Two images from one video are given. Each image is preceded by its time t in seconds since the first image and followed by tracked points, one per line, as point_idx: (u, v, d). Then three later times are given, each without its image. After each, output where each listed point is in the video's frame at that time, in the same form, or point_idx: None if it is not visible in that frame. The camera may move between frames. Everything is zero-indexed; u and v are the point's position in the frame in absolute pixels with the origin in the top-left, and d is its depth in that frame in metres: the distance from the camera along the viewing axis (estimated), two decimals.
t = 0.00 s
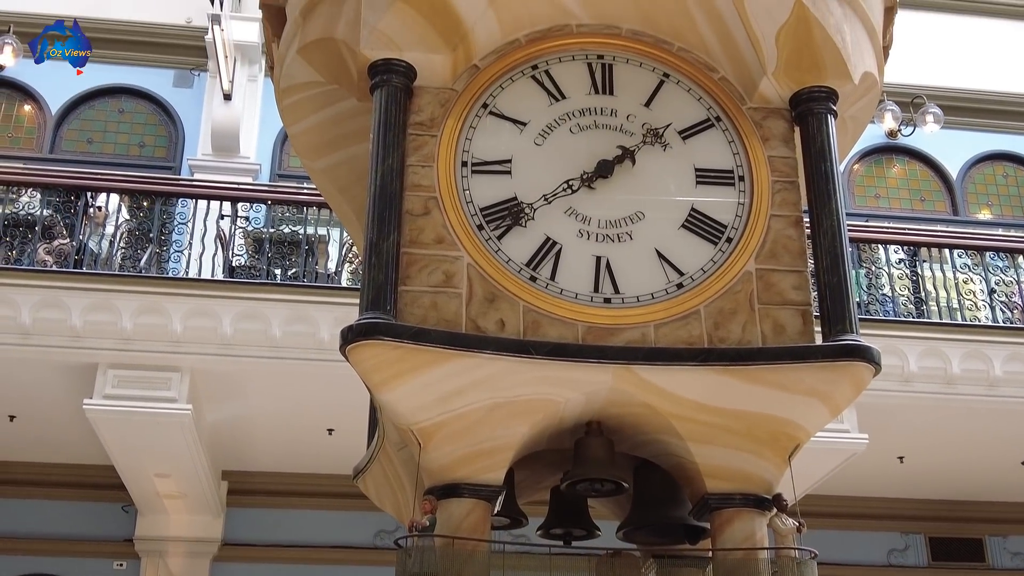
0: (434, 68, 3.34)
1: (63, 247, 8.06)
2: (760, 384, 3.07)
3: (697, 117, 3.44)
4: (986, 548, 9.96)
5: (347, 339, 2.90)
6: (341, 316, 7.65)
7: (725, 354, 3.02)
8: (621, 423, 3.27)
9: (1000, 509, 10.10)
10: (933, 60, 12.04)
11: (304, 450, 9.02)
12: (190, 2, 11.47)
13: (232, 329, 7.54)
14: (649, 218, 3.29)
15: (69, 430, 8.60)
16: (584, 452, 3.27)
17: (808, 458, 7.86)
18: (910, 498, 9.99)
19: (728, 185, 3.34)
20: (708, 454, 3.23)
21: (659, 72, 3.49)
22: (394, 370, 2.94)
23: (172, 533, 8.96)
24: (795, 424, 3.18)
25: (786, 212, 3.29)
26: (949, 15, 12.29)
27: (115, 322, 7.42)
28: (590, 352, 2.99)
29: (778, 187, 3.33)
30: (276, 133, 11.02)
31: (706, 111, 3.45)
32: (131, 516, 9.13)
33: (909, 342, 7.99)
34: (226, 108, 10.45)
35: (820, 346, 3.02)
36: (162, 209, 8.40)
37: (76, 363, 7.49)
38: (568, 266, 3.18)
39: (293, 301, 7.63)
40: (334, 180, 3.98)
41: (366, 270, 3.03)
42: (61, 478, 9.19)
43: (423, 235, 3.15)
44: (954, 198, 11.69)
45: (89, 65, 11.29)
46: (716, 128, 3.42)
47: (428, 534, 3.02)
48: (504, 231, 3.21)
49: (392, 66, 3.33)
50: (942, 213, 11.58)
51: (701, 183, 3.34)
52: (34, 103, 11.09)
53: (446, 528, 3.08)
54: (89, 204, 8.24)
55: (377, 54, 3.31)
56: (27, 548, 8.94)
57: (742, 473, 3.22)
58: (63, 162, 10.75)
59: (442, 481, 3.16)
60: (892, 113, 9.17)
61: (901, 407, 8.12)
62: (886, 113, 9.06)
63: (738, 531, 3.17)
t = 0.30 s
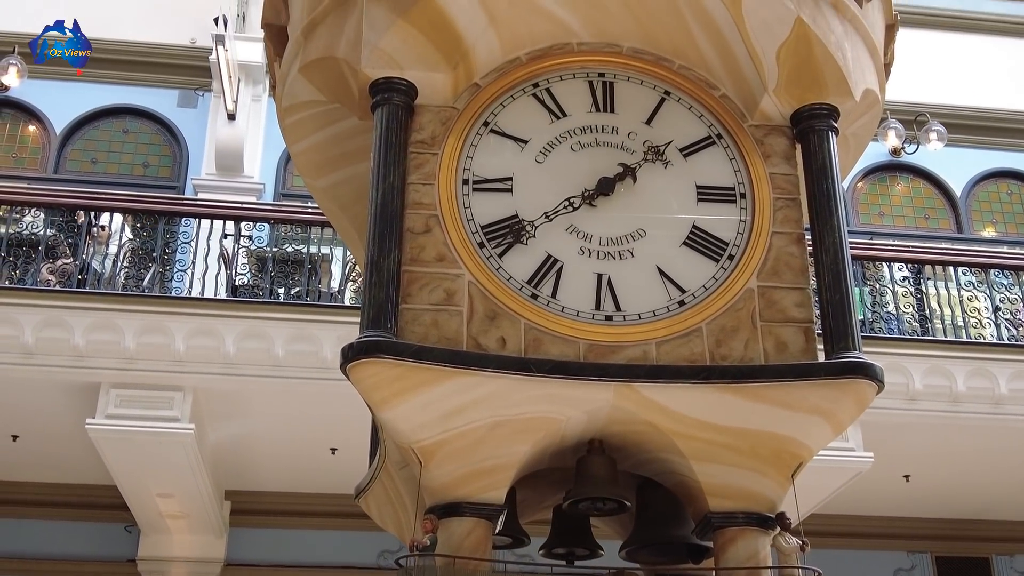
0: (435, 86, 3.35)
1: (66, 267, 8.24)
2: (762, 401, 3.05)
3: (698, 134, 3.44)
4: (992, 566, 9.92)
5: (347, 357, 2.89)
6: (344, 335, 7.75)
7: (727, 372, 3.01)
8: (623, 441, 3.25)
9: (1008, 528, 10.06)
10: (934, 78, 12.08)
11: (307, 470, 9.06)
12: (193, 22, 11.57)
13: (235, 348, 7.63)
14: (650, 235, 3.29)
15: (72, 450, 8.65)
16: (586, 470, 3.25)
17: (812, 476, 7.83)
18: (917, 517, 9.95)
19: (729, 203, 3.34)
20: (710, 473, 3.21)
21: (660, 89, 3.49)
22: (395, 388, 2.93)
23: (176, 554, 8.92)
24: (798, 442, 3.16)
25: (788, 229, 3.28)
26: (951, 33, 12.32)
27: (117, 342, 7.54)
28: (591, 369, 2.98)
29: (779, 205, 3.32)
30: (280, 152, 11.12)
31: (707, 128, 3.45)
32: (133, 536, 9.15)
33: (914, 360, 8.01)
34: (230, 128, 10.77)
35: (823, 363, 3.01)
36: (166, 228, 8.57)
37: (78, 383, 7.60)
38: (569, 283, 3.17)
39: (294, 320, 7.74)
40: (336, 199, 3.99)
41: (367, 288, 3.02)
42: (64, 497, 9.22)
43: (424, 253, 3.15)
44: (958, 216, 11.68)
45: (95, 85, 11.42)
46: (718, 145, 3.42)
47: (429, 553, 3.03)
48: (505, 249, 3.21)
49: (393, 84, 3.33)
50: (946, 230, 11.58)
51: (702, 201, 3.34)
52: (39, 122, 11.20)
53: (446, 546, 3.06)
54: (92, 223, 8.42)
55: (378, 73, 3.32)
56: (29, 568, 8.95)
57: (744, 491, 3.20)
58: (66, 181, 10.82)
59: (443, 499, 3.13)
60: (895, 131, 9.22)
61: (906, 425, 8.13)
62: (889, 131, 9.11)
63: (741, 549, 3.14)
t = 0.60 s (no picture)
0: (439, 101, 3.35)
1: (71, 283, 8.47)
2: (768, 416, 3.03)
3: (702, 148, 3.43)
4: None
5: (350, 372, 2.87)
6: (349, 350, 7.95)
7: (732, 386, 2.99)
8: (627, 455, 3.24)
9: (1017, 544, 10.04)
10: (939, 93, 12.10)
11: (311, 487, 9.17)
12: (200, 41, 11.77)
13: (239, 364, 7.83)
14: (654, 249, 3.28)
15: (78, 465, 8.79)
16: (591, 486, 3.23)
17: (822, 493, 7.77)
18: (925, 534, 9.92)
19: (733, 217, 3.33)
20: (716, 488, 3.19)
21: (663, 103, 3.49)
22: (398, 403, 2.91)
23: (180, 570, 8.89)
24: (804, 457, 3.14)
25: (793, 243, 3.27)
26: (954, 48, 12.36)
27: (123, 358, 7.70)
28: (595, 384, 2.96)
29: (783, 218, 3.31)
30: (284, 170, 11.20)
31: (710, 142, 3.44)
32: (138, 554, 9.29)
33: (922, 375, 8.04)
34: (235, 144, 10.79)
35: (827, 376, 2.99)
36: (171, 246, 8.81)
37: (83, 400, 7.76)
38: (573, 298, 3.16)
39: (300, 337, 7.93)
40: (340, 214, 3.99)
41: (370, 303, 3.01)
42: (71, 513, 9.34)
43: (427, 267, 3.14)
44: (965, 230, 11.66)
45: (103, 103, 11.57)
46: (721, 159, 3.42)
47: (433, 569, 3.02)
48: (508, 263, 3.20)
49: (395, 99, 3.33)
50: (953, 245, 11.57)
51: (706, 215, 3.33)
52: (45, 141, 11.32)
53: (450, 563, 3.06)
54: (98, 240, 8.70)
55: (381, 87, 3.32)
56: None
57: (750, 507, 3.18)
58: (73, 199, 10.95)
59: (447, 515, 3.12)
60: (899, 146, 9.26)
61: (913, 440, 8.14)
62: (895, 146, 9.13)
63: (747, 565, 3.12)
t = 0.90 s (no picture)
0: (446, 109, 3.34)
1: (77, 295, 8.63)
2: (778, 425, 3.00)
3: (710, 155, 3.41)
4: None
5: (357, 381, 2.85)
6: (355, 360, 8.13)
7: (741, 395, 2.95)
8: (636, 465, 3.21)
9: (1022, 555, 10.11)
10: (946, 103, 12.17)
11: (319, 498, 9.37)
12: (206, 53, 11.79)
13: (245, 375, 7.99)
14: (662, 257, 3.26)
15: (84, 474, 9.00)
16: (600, 496, 3.20)
17: (831, 504, 7.76)
18: (931, 546, 9.98)
19: (742, 224, 3.30)
20: (726, 498, 3.16)
21: (670, 111, 3.47)
22: (405, 412, 2.89)
23: None
24: (815, 466, 3.10)
25: (802, 251, 3.24)
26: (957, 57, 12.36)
27: (128, 369, 7.90)
28: (604, 393, 2.94)
29: (793, 226, 3.28)
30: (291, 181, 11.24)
31: (719, 149, 3.42)
32: (145, 566, 9.56)
33: (930, 385, 8.09)
34: (242, 156, 10.93)
35: (838, 386, 2.96)
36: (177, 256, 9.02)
37: (90, 411, 7.98)
38: (581, 306, 3.14)
39: (306, 347, 8.09)
40: (346, 223, 3.97)
41: (376, 312, 2.99)
42: (83, 522, 9.66)
43: (434, 276, 3.12)
44: (974, 240, 11.69)
45: (111, 115, 11.62)
46: (730, 166, 3.40)
47: None
48: (515, 272, 3.18)
49: (402, 107, 3.32)
50: (961, 254, 11.59)
51: (715, 223, 3.31)
52: (52, 153, 11.37)
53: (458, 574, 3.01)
54: (106, 251, 8.88)
55: (388, 95, 3.31)
56: None
57: (761, 517, 3.15)
58: (80, 212, 10.98)
59: (455, 526, 3.10)
60: (908, 154, 9.23)
61: (922, 451, 8.21)
62: (903, 155, 9.13)
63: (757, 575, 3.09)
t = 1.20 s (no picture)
0: (454, 119, 3.33)
1: (84, 307, 8.72)
2: (791, 436, 2.96)
3: (720, 165, 3.39)
4: None
5: (365, 393, 2.82)
6: (361, 373, 8.16)
7: (753, 407, 2.92)
8: (647, 478, 3.18)
9: None
10: (951, 114, 12.32)
11: (326, 512, 9.42)
12: (213, 66, 11.84)
13: (252, 388, 8.05)
14: (672, 268, 3.23)
15: (90, 487, 9.02)
16: (609, 509, 3.18)
17: (841, 518, 7.78)
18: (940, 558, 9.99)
19: (753, 234, 3.28)
20: (738, 510, 3.13)
21: (679, 120, 3.46)
22: (413, 425, 2.86)
23: None
24: (828, 478, 3.06)
25: (813, 260, 3.21)
26: (947, 66, 12.61)
27: (136, 383, 7.95)
28: (614, 404, 2.91)
29: (804, 236, 3.26)
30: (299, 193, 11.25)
31: (728, 158, 3.40)
32: None
33: (942, 397, 8.19)
34: (248, 168, 10.91)
35: (851, 397, 2.92)
36: (184, 268, 9.09)
37: (97, 424, 8.02)
38: (590, 316, 3.12)
39: (316, 360, 8.14)
40: (353, 235, 3.96)
41: (384, 323, 2.97)
42: (92, 537, 9.66)
43: (443, 286, 3.10)
44: (982, 251, 11.79)
45: (117, 128, 11.63)
46: (740, 176, 3.37)
47: None
48: (524, 283, 3.16)
49: (410, 117, 3.30)
50: (969, 265, 11.69)
51: (725, 233, 3.28)
52: (59, 166, 11.39)
53: None
54: (112, 263, 8.95)
55: (396, 105, 3.29)
56: None
57: (773, 529, 3.12)
58: (86, 224, 10.99)
59: (463, 539, 3.07)
60: (916, 165, 9.21)
61: (934, 462, 8.27)
62: (911, 166, 9.10)
63: None
